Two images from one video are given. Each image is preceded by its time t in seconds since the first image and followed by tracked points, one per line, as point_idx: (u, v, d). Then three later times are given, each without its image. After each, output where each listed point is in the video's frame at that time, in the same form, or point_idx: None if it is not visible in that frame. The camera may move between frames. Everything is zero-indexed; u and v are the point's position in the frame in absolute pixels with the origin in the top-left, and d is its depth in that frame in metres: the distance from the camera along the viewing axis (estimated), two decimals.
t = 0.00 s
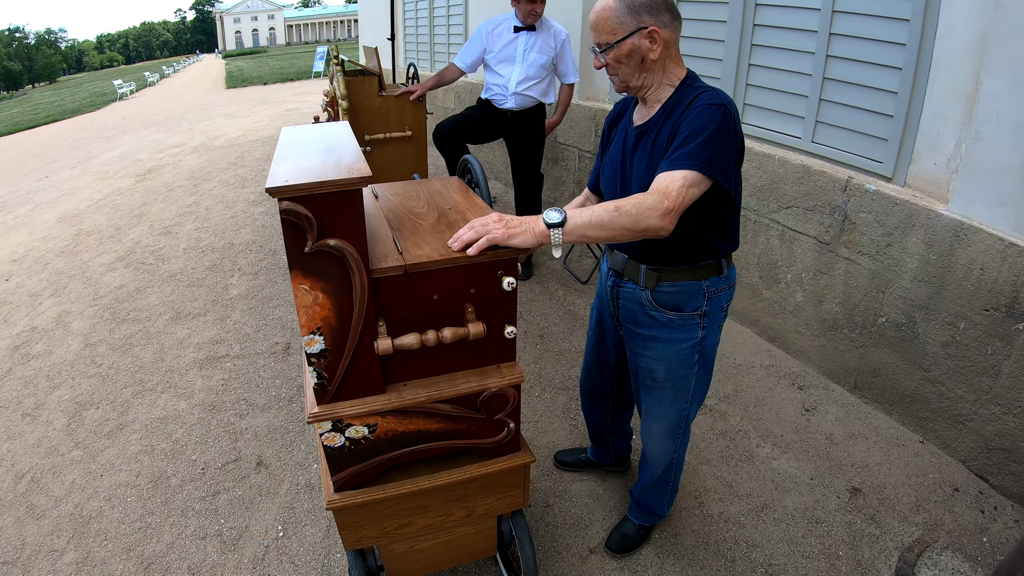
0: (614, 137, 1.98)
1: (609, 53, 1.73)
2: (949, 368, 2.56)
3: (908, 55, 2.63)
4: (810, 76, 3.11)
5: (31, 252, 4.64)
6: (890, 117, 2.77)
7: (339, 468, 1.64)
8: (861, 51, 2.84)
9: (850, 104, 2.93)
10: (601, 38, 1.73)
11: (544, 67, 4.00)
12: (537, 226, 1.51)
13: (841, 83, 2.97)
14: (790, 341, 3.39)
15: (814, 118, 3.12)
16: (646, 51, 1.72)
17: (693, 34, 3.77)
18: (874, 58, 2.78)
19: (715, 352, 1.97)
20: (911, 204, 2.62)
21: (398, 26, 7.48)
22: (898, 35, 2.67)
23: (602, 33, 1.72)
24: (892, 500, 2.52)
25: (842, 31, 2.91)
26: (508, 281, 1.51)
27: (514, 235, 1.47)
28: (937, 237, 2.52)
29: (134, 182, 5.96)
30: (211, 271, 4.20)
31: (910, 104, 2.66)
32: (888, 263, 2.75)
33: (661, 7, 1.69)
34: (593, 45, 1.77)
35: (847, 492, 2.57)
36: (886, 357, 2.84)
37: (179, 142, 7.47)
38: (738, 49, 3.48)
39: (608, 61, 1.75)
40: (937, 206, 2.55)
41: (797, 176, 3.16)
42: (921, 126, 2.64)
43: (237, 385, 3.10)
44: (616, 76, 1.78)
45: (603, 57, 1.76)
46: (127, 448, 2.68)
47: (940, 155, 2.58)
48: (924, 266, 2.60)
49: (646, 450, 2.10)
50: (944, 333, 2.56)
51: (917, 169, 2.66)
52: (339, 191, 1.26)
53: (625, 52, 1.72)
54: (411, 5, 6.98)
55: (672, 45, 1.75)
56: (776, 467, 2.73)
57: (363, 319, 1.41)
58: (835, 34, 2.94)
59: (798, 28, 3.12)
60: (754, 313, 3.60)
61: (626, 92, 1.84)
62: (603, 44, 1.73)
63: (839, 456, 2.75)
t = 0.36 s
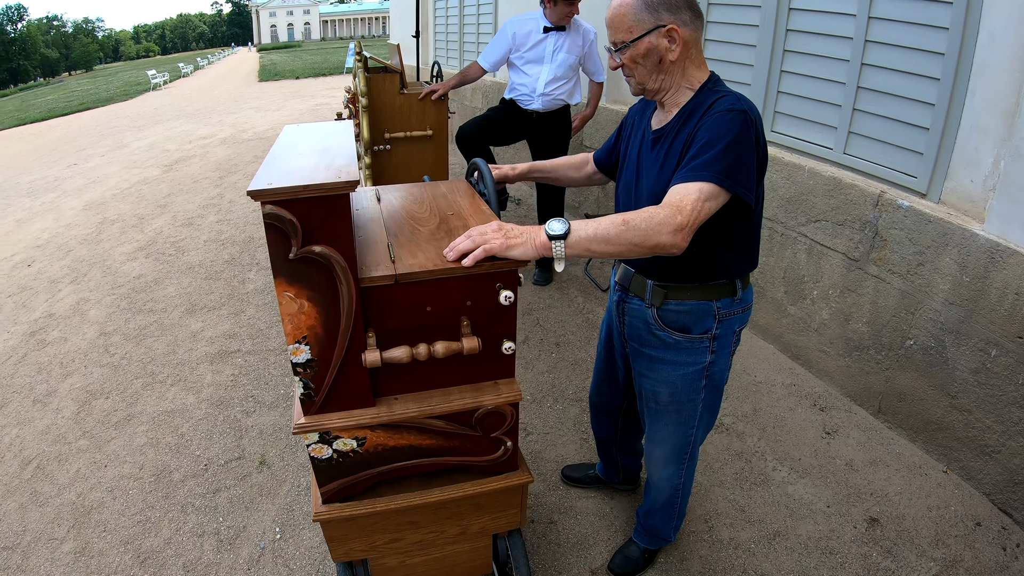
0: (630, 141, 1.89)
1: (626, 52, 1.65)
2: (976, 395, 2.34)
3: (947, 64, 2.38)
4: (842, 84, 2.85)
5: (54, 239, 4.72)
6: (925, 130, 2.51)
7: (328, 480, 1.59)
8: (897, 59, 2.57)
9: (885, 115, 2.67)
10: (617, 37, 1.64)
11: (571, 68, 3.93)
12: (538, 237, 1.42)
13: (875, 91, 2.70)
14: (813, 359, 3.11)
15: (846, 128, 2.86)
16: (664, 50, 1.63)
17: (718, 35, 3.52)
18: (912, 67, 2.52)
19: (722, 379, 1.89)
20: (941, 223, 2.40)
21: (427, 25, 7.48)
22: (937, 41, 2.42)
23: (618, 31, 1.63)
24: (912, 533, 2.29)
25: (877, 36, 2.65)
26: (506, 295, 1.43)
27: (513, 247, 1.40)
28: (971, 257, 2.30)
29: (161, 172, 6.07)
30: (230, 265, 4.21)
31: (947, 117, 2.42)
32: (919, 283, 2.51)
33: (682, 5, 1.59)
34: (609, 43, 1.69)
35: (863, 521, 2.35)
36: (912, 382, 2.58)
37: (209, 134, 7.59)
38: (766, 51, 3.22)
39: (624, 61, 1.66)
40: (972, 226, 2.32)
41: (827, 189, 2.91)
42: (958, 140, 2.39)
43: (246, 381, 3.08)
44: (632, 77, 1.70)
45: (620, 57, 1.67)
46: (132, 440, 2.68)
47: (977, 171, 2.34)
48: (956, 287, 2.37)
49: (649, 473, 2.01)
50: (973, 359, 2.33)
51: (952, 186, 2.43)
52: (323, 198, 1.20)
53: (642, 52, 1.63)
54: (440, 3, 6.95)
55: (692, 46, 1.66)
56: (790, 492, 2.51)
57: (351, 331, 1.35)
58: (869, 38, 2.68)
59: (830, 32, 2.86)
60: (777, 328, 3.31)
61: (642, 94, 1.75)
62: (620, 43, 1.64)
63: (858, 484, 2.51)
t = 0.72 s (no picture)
0: (653, 154, 1.80)
1: (652, 55, 1.56)
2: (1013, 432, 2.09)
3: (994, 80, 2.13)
4: (882, 97, 2.59)
5: (87, 224, 4.85)
6: (969, 150, 2.26)
7: (322, 488, 1.56)
8: (944, 74, 2.31)
9: (928, 133, 2.41)
10: (645, 39, 1.55)
11: (608, 72, 3.86)
12: (546, 253, 1.36)
13: (917, 106, 2.44)
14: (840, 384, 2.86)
15: (886, 145, 2.59)
16: (694, 56, 1.54)
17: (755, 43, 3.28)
18: (959, 83, 2.26)
19: (740, 405, 1.78)
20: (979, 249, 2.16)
21: (467, 27, 7.48)
22: (984, 55, 2.17)
23: (647, 32, 1.55)
24: (932, 574, 2.08)
25: (922, 46, 2.38)
26: (508, 313, 1.38)
27: (517, 262, 1.34)
28: (1012, 285, 2.05)
29: (197, 162, 6.22)
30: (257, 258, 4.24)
31: (994, 137, 2.17)
32: (955, 310, 2.27)
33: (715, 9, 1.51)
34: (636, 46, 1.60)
35: (881, 558, 2.15)
36: (940, 413, 2.36)
37: (248, 126, 7.74)
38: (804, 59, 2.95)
39: (650, 64, 1.58)
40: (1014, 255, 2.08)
41: (864, 209, 2.65)
42: (1002, 163, 2.15)
43: (263, 376, 3.07)
44: (658, 82, 1.61)
45: (646, 61, 1.58)
46: (147, 428, 2.71)
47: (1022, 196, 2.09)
48: (992, 317, 2.13)
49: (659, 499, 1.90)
50: (1009, 393, 2.09)
51: (995, 211, 2.18)
52: (318, 206, 1.17)
53: (670, 56, 1.54)
54: (480, 5, 6.93)
55: (724, 53, 1.56)
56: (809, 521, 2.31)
57: (345, 342, 1.31)
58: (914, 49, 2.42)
59: (874, 42, 2.59)
60: (806, 350, 3.04)
61: (666, 102, 1.66)
62: (647, 46, 1.55)
63: (878, 517, 2.30)
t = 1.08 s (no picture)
0: (690, 165, 1.71)
1: (697, 63, 1.46)
2: None
3: None
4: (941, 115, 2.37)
5: (139, 206, 5.05)
6: None
7: (326, 489, 1.54)
8: (1010, 94, 2.09)
9: (990, 156, 2.18)
10: (689, 45, 1.46)
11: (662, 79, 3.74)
12: (560, 265, 1.29)
13: (978, 127, 2.22)
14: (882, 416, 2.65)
15: (943, 167, 2.36)
16: (742, 63, 1.44)
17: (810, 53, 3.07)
18: None
19: (767, 440, 1.66)
20: None
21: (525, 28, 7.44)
22: None
23: (690, 38, 1.45)
24: None
25: (989, 60, 2.15)
26: (517, 325, 1.32)
27: (530, 273, 1.28)
28: None
29: (251, 152, 6.41)
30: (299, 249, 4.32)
31: None
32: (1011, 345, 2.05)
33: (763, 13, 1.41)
34: (678, 53, 1.51)
35: None
36: (985, 455, 2.15)
37: (304, 119, 7.93)
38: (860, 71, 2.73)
39: (694, 72, 1.48)
40: None
41: (918, 233, 2.42)
42: None
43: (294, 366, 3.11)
44: (702, 92, 1.51)
45: (690, 69, 1.49)
46: (176, 410, 2.78)
47: None
48: None
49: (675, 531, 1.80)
50: None
51: None
52: (324, 206, 1.15)
53: (716, 64, 1.45)
54: (539, 6, 6.89)
55: (773, 61, 1.47)
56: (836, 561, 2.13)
57: (349, 344, 1.29)
58: (980, 63, 2.19)
59: (935, 55, 2.36)
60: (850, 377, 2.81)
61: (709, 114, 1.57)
62: (692, 52, 1.46)
63: (909, 561, 2.11)
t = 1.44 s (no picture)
0: (718, 173, 1.62)
1: (732, 70, 1.37)
2: None
3: None
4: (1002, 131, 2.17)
5: (193, 188, 5.29)
6: None
7: (322, 479, 1.56)
8: None
9: None
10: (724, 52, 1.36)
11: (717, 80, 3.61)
12: (559, 272, 1.25)
13: None
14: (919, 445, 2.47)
15: (1002, 187, 2.17)
16: (779, 66, 1.35)
17: (868, 59, 2.88)
18: None
19: (780, 467, 1.56)
20: None
21: (585, 25, 7.35)
22: None
23: (723, 43, 1.35)
24: None
25: None
26: (509, 333, 1.28)
27: (526, 278, 1.24)
28: None
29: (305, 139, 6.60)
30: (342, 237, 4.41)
31: None
32: None
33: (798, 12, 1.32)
34: (709, 60, 1.41)
35: None
36: None
37: (362, 109, 8.10)
38: (918, 80, 2.54)
39: (730, 80, 1.38)
40: None
41: (970, 256, 2.23)
42: None
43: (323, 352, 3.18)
44: (738, 100, 1.41)
45: (725, 76, 1.39)
46: (207, 388, 2.89)
47: None
48: None
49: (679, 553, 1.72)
50: None
51: None
52: (315, 200, 1.14)
53: (753, 69, 1.35)
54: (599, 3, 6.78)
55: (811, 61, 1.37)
56: None
57: (343, 339, 1.29)
58: None
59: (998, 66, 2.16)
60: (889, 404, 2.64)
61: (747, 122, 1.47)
62: (727, 59, 1.36)
63: None
